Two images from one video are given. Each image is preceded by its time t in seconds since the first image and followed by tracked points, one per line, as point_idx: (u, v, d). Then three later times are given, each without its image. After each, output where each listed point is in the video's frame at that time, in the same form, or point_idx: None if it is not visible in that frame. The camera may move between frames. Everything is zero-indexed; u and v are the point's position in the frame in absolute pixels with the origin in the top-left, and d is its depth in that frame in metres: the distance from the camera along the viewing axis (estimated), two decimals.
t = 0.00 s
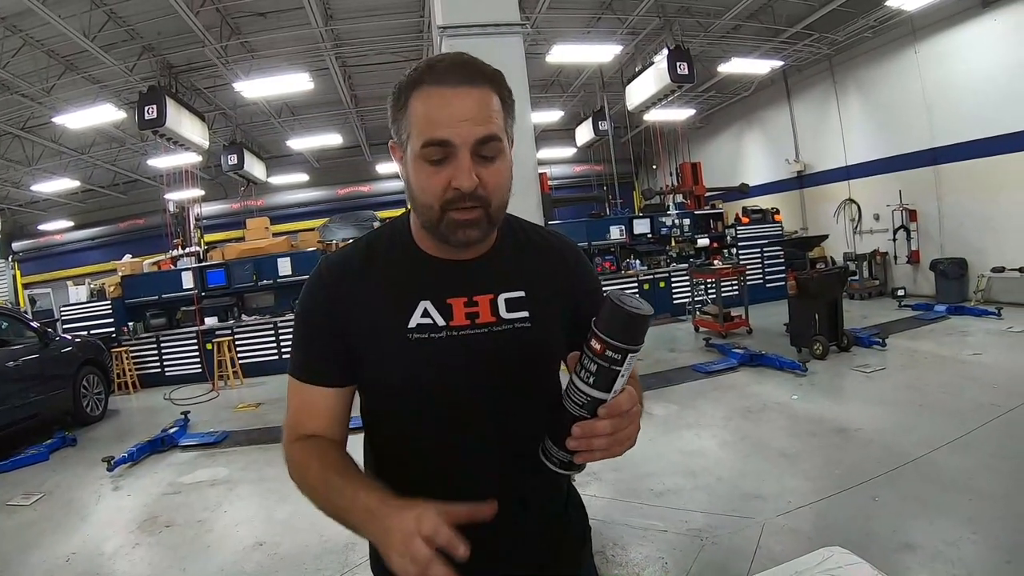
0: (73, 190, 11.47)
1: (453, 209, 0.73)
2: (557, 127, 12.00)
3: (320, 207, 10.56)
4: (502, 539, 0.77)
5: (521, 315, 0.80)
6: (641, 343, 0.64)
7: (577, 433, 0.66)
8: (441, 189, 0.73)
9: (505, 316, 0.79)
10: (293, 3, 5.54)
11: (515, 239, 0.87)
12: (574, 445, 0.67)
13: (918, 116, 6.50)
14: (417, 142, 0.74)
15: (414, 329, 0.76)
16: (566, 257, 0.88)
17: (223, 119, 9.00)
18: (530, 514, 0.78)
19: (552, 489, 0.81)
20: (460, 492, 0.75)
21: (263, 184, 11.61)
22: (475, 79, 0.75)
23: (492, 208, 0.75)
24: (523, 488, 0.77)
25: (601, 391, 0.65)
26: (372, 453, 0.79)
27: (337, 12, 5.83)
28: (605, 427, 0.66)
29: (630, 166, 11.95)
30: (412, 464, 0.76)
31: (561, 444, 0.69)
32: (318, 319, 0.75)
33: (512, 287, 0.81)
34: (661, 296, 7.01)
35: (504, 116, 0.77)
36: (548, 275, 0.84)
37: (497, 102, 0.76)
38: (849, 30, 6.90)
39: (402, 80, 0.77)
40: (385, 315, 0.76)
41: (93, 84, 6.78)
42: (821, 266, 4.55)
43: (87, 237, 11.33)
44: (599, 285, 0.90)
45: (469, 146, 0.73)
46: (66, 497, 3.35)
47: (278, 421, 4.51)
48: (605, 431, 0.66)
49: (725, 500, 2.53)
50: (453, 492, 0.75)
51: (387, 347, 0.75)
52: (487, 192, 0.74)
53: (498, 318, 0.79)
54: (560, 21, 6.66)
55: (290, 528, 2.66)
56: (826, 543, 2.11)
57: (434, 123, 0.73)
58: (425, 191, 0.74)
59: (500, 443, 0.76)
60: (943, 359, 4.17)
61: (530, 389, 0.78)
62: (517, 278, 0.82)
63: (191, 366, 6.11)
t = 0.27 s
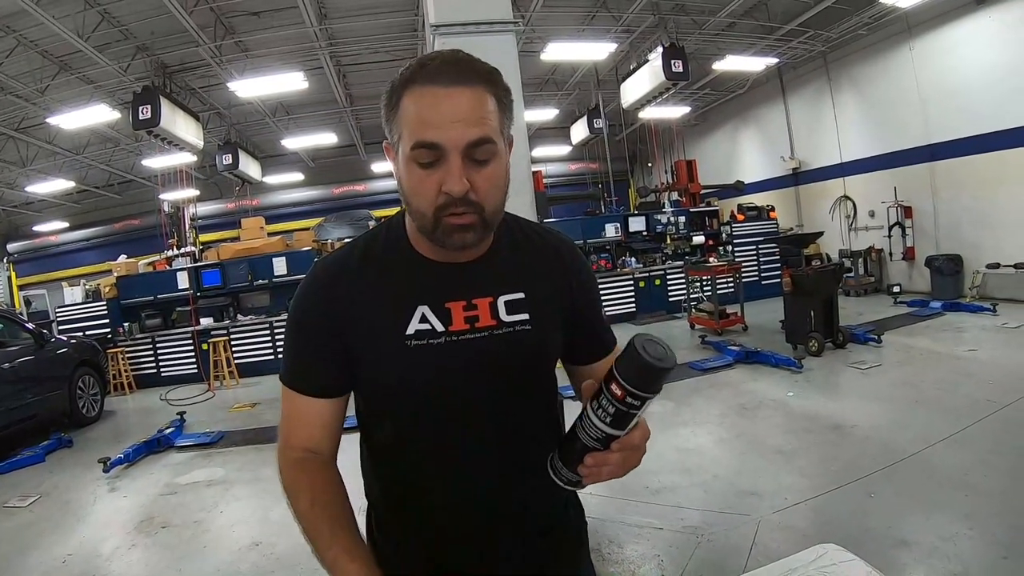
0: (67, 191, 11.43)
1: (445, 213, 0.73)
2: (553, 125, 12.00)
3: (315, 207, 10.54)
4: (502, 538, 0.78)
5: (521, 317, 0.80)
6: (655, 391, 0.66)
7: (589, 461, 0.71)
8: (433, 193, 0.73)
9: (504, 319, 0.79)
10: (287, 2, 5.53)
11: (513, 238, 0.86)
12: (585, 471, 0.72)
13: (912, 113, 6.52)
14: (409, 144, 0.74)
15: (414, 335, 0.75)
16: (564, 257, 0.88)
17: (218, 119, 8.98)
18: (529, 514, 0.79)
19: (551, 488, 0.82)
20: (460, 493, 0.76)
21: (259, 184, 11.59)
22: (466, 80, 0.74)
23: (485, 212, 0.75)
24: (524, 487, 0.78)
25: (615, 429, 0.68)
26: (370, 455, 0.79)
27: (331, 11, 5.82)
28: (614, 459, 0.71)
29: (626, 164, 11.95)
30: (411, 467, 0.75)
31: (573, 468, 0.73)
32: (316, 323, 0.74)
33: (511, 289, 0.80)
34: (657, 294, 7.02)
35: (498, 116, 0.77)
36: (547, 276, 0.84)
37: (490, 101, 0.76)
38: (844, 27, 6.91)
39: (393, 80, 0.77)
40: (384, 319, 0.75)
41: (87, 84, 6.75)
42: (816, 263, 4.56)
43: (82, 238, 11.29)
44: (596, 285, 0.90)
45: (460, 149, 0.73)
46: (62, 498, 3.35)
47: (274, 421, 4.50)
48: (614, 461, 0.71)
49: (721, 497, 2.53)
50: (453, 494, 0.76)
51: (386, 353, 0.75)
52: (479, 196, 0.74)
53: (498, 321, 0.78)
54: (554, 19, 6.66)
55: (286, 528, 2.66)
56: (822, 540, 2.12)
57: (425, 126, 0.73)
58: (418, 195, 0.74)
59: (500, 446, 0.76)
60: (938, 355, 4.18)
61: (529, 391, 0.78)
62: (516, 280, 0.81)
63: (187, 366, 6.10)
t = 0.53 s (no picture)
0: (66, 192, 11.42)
1: (432, 209, 0.73)
2: (550, 124, 12.00)
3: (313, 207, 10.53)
4: (500, 539, 0.79)
5: (514, 319, 0.79)
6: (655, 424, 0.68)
7: (587, 480, 0.74)
8: (419, 189, 0.73)
9: (498, 322, 0.78)
10: (284, 2, 5.53)
11: (505, 236, 0.86)
12: (583, 486, 0.74)
13: (910, 109, 6.52)
14: (394, 141, 0.73)
15: (408, 341, 0.75)
16: (556, 254, 0.88)
17: (216, 119, 8.97)
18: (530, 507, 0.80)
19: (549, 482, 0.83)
20: (457, 494, 0.76)
21: (257, 184, 11.58)
22: (451, 74, 0.74)
23: (473, 208, 0.74)
24: (523, 483, 0.79)
25: (615, 456, 0.70)
26: (366, 456, 0.78)
27: (328, 11, 5.82)
28: (612, 480, 0.73)
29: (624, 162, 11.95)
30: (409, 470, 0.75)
31: (570, 483, 0.75)
32: (308, 329, 0.72)
33: (504, 291, 0.80)
34: (655, 292, 7.03)
35: (482, 112, 0.77)
36: (539, 275, 0.83)
37: (476, 96, 0.76)
38: (842, 24, 6.91)
39: (378, 79, 0.77)
40: (377, 324, 0.74)
41: (84, 85, 6.74)
42: (814, 260, 4.56)
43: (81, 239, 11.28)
44: (588, 281, 0.91)
45: (446, 144, 0.73)
46: (62, 499, 3.35)
47: (273, 421, 4.51)
48: (612, 482, 0.74)
49: (719, 495, 2.54)
50: (452, 496, 0.76)
51: (380, 359, 0.74)
52: (466, 191, 0.74)
53: (492, 324, 0.78)
54: (552, 17, 6.66)
55: (284, 528, 2.66)
56: (819, 538, 2.12)
57: (409, 122, 0.73)
58: (403, 193, 0.74)
59: (498, 447, 0.76)
60: (937, 352, 4.19)
61: (524, 391, 0.78)
62: (509, 281, 0.81)
63: (186, 367, 6.10)
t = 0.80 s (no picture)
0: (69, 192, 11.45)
1: (414, 199, 0.73)
2: (553, 122, 11.98)
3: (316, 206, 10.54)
4: (493, 542, 0.77)
5: (505, 320, 0.79)
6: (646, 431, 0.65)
7: (576, 483, 0.72)
8: (403, 179, 0.73)
9: (488, 323, 0.78)
10: (286, 2, 5.53)
11: (497, 237, 0.86)
12: (572, 489, 0.73)
13: (913, 107, 6.49)
14: (382, 130, 0.75)
15: (399, 343, 0.75)
16: (549, 255, 0.88)
17: (219, 119, 8.99)
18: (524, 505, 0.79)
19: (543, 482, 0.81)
20: (449, 494, 0.75)
21: (260, 183, 11.60)
22: (440, 68, 0.76)
23: (456, 200, 0.74)
24: (517, 483, 0.78)
25: (604, 460, 0.68)
26: (359, 457, 0.78)
27: (330, 10, 5.82)
28: (601, 484, 0.71)
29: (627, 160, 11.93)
30: (401, 469, 0.75)
31: (559, 484, 0.73)
32: (299, 329, 0.74)
33: (495, 292, 0.80)
34: (658, 290, 7.03)
35: (471, 107, 0.78)
36: (531, 275, 0.83)
37: (465, 91, 0.77)
38: (845, 21, 6.89)
39: (373, 73, 0.79)
40: (367, 324, 0.75)
41: (87, 86, 6.76)
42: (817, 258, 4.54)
43: (84, 239, 11.32)
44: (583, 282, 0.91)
45: (431, 135, 0.74)
46: (64, 498, 3.36)
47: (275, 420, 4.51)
48: (601, 486, 0.71)
49: (720, 495, 2.53)
50: (443, 497, 0.75)
51: (371, 359, 0.74)
52: (449, 182, 0.74)
53: (482, 325, 0.78)
54: (554, 16, 6.65)
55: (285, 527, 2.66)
56: (819, 539, 2.11)
57: (397, 112, 0.74)
58: (388, 182, 0.74)
59: (490, 448, 0.76)
60: (940, 351, 4.17)
61: (517, 391, 0.78)
62: (499, 282, 0.81)
63: (189, 366, 6.11)
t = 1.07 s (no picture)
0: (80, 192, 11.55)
1: (410, 176, 0.73)
2: (562, 121, 11.98)
3: (324, 205, 10.57)
4: (485, 536, 0.76)
5: (499, 314, 0.79)
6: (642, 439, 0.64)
7: (571, 485, 0.71)
8: (398, 157, 0.74)
9: (482, 316, 0.78)
10: (293, 2, 5.55)
11: (493, 233, 0.86)
12: (567, 490, 0.72)
13: (922, 104, 6.46)
14: (381, 112, 0.76)
15: (391, 333, 0.75)
16: (546, 251, 0.88)
17: (227, 119, 9.03)
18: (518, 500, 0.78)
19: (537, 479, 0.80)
20: (439, 487, 0.74)
21: (268, 183, 11.65)
22: (440, 60, 0.79)
23: (450, 182, 0.74)
24: (510, 479, 0.77)
25: (601, 464, 0.67)
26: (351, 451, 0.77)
27: (337, 10, 5.84)
28: (596, 487, 0.71)
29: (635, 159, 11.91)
30: (392, 463, 0.74)
31: (554, 486, 0.73)
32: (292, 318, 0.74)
33: (490, 285, 0.80)
34: (666, 289, 7.01)
35: (467, 97, 0.80)
36: (527, 270, 0.83)
37: (462, 83, 0.80)
38: (853, 18, 6.85)
39: (377, 63, 0.82)
40: (361, 316, 0.76)
41: (96, 86, 6.81)
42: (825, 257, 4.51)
43: (95, 238, 11.40)
44: (581, 280, 0.92)
45: (429, 117, 0.75)
46: (73, 496, 3.38)
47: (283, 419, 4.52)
48: (595, 489, 0.72)
49: (724, 495, 2.52)
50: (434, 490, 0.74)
51: (364, 350, 0.74)
52: (444, 163, 0.74)
53: (476, 318, 0.78)
54: (562, 14, 6.65)
55: (292, 525, 2.67)
56: (824, 540, 2.10)
57: (396, 95, 0.75)
58: (384, 162, 0.75)
59: (483, 442, 0.75)
60: (949, 351, 4.14)
61: (512, 385, 0.77)
62: (494, 275, 0.81)
63: (197, 365, 6.15)
